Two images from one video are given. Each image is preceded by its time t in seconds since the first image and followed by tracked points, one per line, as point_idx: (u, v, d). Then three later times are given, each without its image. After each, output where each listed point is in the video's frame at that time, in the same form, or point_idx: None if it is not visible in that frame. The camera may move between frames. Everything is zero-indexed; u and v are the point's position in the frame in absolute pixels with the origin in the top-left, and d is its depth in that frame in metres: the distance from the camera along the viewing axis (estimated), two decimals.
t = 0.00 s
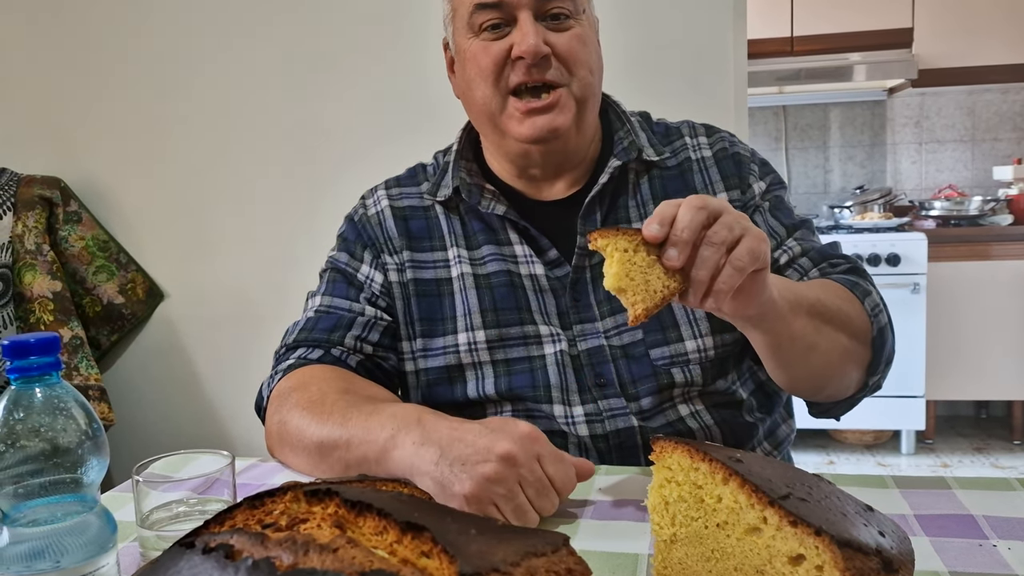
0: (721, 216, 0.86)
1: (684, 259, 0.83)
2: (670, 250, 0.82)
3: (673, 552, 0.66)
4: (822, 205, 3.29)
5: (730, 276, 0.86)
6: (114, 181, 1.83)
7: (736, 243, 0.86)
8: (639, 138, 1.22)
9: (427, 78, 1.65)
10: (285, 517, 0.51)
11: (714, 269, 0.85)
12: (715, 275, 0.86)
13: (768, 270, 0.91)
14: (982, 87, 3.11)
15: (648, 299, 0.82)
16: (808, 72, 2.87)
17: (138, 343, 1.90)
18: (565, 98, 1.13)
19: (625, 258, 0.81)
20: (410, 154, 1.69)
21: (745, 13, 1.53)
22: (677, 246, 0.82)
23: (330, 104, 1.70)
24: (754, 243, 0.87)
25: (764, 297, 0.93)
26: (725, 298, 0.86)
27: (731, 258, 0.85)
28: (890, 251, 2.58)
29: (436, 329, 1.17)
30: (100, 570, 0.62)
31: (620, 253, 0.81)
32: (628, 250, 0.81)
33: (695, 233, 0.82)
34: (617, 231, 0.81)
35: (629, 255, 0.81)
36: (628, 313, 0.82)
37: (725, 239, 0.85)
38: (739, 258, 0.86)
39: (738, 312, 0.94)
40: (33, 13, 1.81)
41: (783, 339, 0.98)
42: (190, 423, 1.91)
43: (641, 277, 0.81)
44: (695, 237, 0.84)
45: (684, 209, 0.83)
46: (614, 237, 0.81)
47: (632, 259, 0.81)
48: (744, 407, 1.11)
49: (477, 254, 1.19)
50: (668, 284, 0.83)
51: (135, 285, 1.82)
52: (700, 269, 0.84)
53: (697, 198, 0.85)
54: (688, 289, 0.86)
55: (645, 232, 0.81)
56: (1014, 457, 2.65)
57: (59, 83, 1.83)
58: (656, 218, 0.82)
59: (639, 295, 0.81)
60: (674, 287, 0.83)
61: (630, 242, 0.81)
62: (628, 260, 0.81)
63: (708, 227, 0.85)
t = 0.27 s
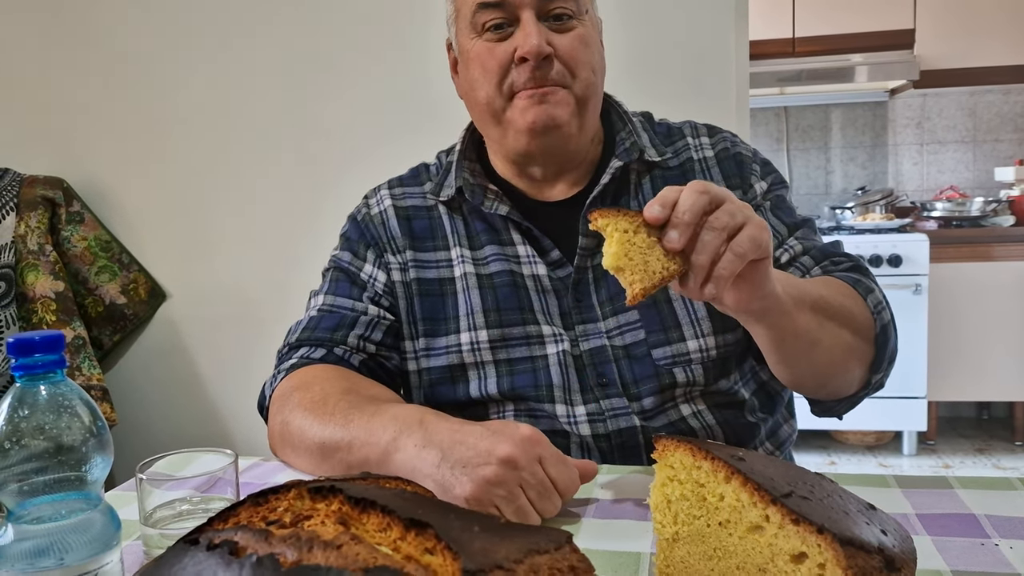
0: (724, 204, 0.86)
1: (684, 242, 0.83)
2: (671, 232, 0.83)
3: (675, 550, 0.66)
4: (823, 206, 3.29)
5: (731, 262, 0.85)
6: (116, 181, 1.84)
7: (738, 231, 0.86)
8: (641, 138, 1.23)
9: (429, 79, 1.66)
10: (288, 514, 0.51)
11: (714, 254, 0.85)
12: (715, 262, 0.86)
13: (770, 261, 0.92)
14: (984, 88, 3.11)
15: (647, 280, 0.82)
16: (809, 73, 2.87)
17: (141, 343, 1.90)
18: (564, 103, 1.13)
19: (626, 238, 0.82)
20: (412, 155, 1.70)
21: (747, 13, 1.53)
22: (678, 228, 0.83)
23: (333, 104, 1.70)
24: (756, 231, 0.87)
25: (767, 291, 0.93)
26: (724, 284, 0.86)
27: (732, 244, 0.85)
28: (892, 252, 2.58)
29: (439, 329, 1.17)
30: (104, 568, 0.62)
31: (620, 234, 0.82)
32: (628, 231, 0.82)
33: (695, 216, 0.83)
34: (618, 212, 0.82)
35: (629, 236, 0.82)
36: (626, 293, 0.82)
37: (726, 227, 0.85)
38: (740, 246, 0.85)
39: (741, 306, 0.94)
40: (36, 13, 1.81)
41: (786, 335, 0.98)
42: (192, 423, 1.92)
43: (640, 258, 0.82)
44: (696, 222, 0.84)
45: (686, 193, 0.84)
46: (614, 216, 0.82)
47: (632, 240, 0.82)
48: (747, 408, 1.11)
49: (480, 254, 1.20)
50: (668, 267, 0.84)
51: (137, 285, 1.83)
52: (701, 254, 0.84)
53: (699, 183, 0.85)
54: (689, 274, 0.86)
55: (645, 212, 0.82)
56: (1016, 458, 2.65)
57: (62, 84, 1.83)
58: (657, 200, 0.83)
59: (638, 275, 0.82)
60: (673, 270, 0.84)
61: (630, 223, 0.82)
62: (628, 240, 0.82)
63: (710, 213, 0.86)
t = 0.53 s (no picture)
0: (716, 200, 0.87)
1: (676, 233, 0.84)
2: (661, 223, 0.84)
3: (677, 553, 0.66)
4: (825, 208, 3.29)
5: (722, 255, 0.85)
6: (118, 183, 1.84)
7: (729, 225, 0.86)
8: (642, 140, 1.23)
9: (430, 80, 1.66)
10: (291, 516, 0.51)
11: (705, 247, 0.85)
12: (707, 256, 0.86)
13: (767, 257, 0.92)
14: (985, 90, 3.11)
15: (640, 266, 0.81)
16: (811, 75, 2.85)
17: (142, 345, 1.90)
18: (555, 116, 1.13)
19: (616, 228, 0.83)
20: (414, 156, 1.70)
21: (748, 15, 1.53)
22: (668, 218, 0.84)
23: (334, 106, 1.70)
24: (748, 225, 0.87)
25: (767, 291, 0.93)
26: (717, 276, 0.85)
27: (724, 237, 0.86)
28: (893, 253, 2.58)
29: (440, 330, 1.17)
30: (107, 570, 0.62)
31: (610, 226, 0.84)
32: (619, 224, 0.84)
33: (685, 206, 0.84)
34: (608, 206, 0.84)
35: (619, 227, 0.83)
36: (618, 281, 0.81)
37: (717, 221, 0.85)
38: (732, 238, 0.86)
39: (742, 306, 0.93)
40: (39, 15, 1.81)
41: (787, 336, 0.98)
42: (194, 424, 1.92)
43: (632, 247, 0.82)
44: (686, 215, 0.85)
45: (677, 185, 0.85)
46: (604, 209, 0.84)
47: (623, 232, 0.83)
48: (749, 409, 1.11)
49: (481, 255, 1.20)
50: (661, 257, 0.83)
51: (139, 287, 1.83)
52: (692, 246, 0.85)
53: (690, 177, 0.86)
54: (683, 267, 0.87)
55: (635, 205, 0.84)
56: (1018, 460, 2.65)
57: (64, 86, 1.83)
58: (648, 194, 0.85)
59: (629, 261, 0.81)
60: (666, 260, 0.83)
61: (621, 216, 0.84)
62: (618, 231, 0.83)
63: (701, 207, 0.86)
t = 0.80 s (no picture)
0: (714, 199, 0.87)
1: (673, 232, 0.84)
2: (659, 222, 0.84)
3: (679, 554, 0.66)
4: (826, 210, 3.29)
5: (721, 254, 0.85)
6: (119, 184, 1.84)
7: (727, 224, 0.86)
8: (643, 140, 1.23)
9: (431, 81, 1.66)
10: (293, 517, 0.51)
11: (703, 246, 0.85)
12: (705, 255, 0.86)
13: (767, 255, 0.91)
14: (987, 92, 3.11)
15: (637, 266, 0.82)
16: (812, 77, 2.90)
17: (144, 346, 1.90)
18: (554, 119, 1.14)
19: (613, 228, 0.83)
20: (415, 158, 1.70)
21: (750, 16, 1.53)
22: (665, 217, 0.83)
23: (335, 107, 1.70)
24: (747, 224, 0.87)
25: (769, 291, 0.93)
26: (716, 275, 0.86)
27: (722, 235, 0.86)
28: (895, 255, 2.58)
29: (441, 331, 1.17)
30: (110, 570, 0.62)
31: (608, 225, 0.83)
32: (616, 224, 0.84)
33: (683, 206, 0.83)
34: (604, 206, 0.84)
35: (616, 227, 0.83)
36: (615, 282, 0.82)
37: (715, 221, 0.85)
38: (731, 237, 0.85)
39: (743, 306, 0.93)
40: (41, 17, 1.82)
41: (789, 336, 0.98)
42: (196, 425, 1.92)
43: (629, 247, 0.83)
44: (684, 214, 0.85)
45: (674, 184, 0.85)
46: (601, 209, 0.84)
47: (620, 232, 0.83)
48: (751, 411, 1.11)
49: (482, 256, 1.20)
50: (658, 257, 0.83)
51: (141, 288, 1.83)
52: (689, 245, 0.85)
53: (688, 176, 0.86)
54: (681, 266, 0.87)
55: (632, 204, 0.84)
56: (1020, 462, 2.65)
57: (66, 87, 1.84)
58: (646, 193, 0.85)
59: (626, 262, 0.82)
60: (664, 260, 0.83)
61: (618, 216, 0.84)
62: (616, 231, 0.83)
63: (699, 206, 0.86)
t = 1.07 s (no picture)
0: (715, 207, 0.87)
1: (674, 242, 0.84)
2: (659, 232, 0.84)
3: (680, 556, 0.66)
4: (828, 212, 3.29)
5: (721, 263, 0.85)
6: (122, 186, 1.85)
7: (728, 233, 0.86)
8: (645, 143, 1.23)
9: (433, 83, 1.66)
10: (295, 518, 0.51)
11: (704, 255, 0.85)
12: (706, 264, 0.86)
13: (767, 264, 0.91)
14: (989, 94, 3.10)
15: (636, 277, 0.82)
16: (814, 79, 2.90)
17: (146, 347, 1.91)
18: (558, 119, 1.14)
19: (613, 238, 0.84)
20: (417, 160, 1.70)
21: (752, 19, 1.54)
22: (665, 228, 0.83)
23: (337, 109, 1.71)
24: (747, 232, 0.87)
25: (770, 296, 0.93)
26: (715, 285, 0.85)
27: (723, 244, 0.85)
28: (897, 257, 2.58)
29: (442, 332, 1.17)
30: (112, 570, 0.63)
31: (608, 235, 0.84)
32: (617, 233, 0.84)
33: (683, 216, 0.83)
34: (606, 215, 0.85)
35: (617, 237, 0.84)
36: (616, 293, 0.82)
37: (715, 229, 0.85)
38: (732, 246, 0.85)
39: (743, 312, 0.93)
40: (44, 18, 1.82)
41: (789, 342, 0.98)
42: (197, 426, 1.92)
43: (629, 257, 0.83)
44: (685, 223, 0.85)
45: (675, 194, 0.85)
46: (602, 218, 0.85)
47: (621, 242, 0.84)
48: (751, 414, 1.11)
49: (483, 258, 1.20)
50: (659, 267, 0.83)
51: (143, 289, 1.84)
52: (690, 255, 0.85)
53: (689, 185, 0.86)
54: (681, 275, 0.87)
55: (633, 213, 0.84)
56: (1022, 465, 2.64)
57: (69, 88, 1.84)
58: (647, 202, 0.85)
59: (626, 272, 0.82)
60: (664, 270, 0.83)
61: (619, 226, 0.84)
62: (616, 241, 0.84)
63: (700, 215, 0.86)
